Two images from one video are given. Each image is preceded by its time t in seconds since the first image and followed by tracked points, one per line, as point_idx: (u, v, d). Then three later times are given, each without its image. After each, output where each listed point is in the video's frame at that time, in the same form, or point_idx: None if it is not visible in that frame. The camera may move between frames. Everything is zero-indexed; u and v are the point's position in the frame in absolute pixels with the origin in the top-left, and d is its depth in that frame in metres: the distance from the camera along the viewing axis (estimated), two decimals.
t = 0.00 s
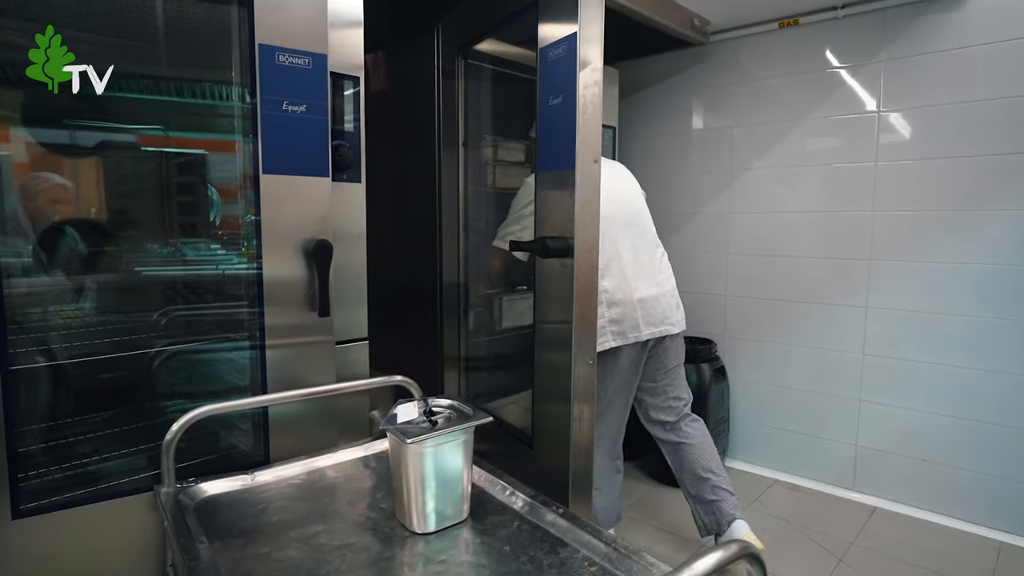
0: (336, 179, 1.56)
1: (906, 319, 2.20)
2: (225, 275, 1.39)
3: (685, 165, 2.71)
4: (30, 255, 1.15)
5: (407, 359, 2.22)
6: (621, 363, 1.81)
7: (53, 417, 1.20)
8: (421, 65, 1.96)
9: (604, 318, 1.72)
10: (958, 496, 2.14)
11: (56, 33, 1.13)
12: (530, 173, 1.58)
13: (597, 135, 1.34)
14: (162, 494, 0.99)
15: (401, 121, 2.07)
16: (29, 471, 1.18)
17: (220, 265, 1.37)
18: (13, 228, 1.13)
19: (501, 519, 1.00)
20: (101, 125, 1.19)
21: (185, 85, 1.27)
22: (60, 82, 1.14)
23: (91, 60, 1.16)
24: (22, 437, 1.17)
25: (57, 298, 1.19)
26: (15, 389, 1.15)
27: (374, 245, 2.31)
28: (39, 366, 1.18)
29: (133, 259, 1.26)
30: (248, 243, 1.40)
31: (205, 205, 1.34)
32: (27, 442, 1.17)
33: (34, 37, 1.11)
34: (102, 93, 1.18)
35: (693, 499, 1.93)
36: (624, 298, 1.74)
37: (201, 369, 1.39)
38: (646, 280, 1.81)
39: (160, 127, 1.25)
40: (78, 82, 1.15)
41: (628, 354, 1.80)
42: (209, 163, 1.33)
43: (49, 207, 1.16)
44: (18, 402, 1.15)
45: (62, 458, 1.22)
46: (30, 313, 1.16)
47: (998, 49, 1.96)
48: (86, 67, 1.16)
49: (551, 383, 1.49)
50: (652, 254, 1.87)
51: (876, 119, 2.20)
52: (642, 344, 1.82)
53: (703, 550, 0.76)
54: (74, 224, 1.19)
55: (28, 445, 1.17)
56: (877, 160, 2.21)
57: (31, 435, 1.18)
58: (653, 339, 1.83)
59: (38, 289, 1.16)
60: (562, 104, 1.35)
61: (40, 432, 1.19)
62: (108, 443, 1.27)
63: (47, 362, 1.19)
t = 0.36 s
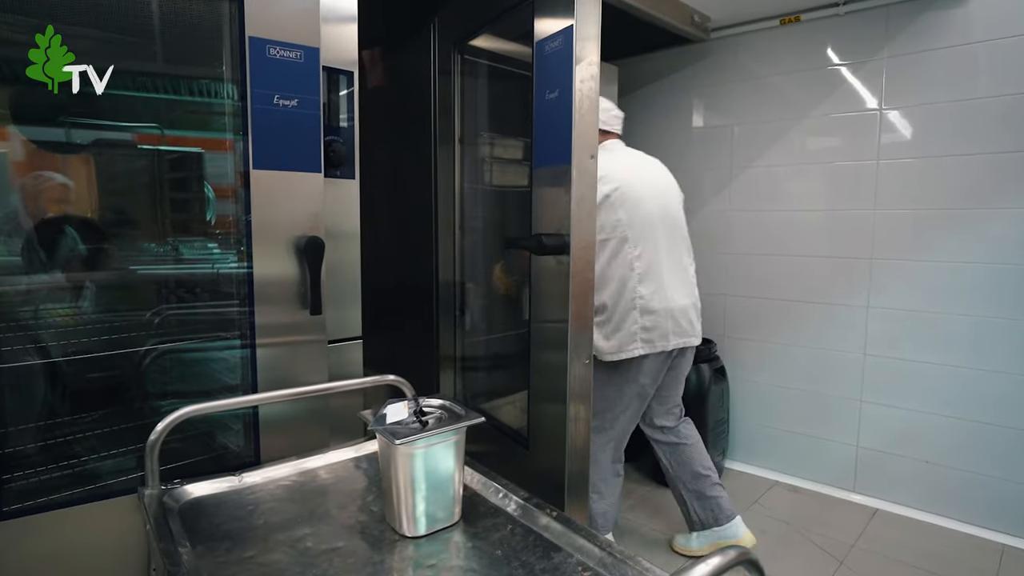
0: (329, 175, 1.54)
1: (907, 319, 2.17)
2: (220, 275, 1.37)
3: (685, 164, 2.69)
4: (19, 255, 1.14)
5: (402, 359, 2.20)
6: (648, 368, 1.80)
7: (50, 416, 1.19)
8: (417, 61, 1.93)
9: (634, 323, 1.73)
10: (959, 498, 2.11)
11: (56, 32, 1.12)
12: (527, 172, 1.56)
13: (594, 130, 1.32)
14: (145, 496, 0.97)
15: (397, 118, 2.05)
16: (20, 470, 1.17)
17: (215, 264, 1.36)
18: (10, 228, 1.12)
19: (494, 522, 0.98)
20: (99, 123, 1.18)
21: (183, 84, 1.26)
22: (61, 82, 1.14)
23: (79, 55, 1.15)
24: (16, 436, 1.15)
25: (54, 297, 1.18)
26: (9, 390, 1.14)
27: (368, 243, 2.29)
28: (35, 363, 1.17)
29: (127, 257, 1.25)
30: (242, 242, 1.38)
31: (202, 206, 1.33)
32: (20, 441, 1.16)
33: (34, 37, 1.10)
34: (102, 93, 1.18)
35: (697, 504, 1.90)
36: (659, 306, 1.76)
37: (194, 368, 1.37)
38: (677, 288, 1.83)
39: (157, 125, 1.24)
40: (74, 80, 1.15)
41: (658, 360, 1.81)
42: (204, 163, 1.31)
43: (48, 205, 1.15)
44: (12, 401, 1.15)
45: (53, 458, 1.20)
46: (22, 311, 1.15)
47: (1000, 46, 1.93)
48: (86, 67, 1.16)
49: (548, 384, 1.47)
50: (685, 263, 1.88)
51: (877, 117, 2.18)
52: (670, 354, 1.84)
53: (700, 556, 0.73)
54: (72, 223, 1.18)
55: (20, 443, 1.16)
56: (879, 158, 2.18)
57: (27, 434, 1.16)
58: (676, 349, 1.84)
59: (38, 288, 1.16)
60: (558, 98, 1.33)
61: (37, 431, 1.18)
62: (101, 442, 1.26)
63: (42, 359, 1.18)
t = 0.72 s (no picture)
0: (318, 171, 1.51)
1: (912, 318, 2.13)
2: (213, 275, 1.34)
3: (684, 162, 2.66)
4: (6, 255, 1.11)
5: (397, 360, 2.16)
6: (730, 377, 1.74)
7: (46, 417, 1.17)
8: (412, 57, 1.90)
9: (735, 329, 1.68)
10: (963, 500, 2.08)
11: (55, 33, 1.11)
12: (524, 169, 1.52)
13: (591, 124, 1.28)
14: (125, 502, 0.93)
15: (392, 115, 2.01)
16: (13, 471, 1.15)
17: (208, 264, 1.33)
18: (8, 228, 1.11)
19: (488, 528, 0.94)
20: (95, 123, 1.16)
21: (180, 83, 1.24)
22: (61, 82, 1.12)
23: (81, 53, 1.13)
24: (11, 436, 1.14)
25: (48, 297, 1.15)
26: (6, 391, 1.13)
27: (360, 242, 2.24)
28: (30, 363, 1.15)
29: (121, 257, 1.22)
30: (229, 239, 1.35)
31: (197, 206, 1.30)
32: (14, 442, 1.14)
33: (34, 38, 1.09)
34: (102, 93, 1.16)
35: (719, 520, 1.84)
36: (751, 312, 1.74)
37: (185, 369, 1.34)
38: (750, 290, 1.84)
39: (153, 125, 1.22)
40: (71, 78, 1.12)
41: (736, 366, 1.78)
42: (197, 162, 1.29)
43: (44, 206, 1.13)
44: (8, 402, 1.13)
45: (45, 459, 1.18)
46: (13, 310, 1.12)
47: (1005, 40, 1.90)
48: (86, 67, 1.14)
49: (545, 385, 1.43)
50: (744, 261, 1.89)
51: (881, 113, 2.14)
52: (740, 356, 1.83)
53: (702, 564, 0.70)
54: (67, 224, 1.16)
55: (14, 444, 1.14)
56: (882, 155, 2.15)
57: (24, 434, 1.15)
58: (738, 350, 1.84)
59: (38, 288, 1.14)
60: (555, 91, 1.29)
61: (33, 431, 1.16)
62: (95, 444, 1.23)
63: (38, 359, 1.16)
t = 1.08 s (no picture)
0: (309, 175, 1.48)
1: (914, 324, 2.11)
2: (207, 279, 1.32)
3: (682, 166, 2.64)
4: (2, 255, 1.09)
5: (392, 365, 2.13)
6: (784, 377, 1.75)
7: (39, 422, 1.15)
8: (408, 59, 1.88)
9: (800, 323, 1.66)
10: (962, 507, 2.06)
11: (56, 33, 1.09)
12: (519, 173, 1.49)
13: (585, 125, 1.26)
14: (105, 512, 0.90)
15: (388, 117, 1.99)
16: (6, 478, 1.12)
17: (202, 268, 1.31)
18: (6, 231, 1.09)
19: (478, 540, 0.92)
20: (89, 126, 1.14)
21: (175, 85, 1.23)
22: (60, 82, 1.10)
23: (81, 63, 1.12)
24: (5, 442, 1.11)
25: (44, 301, 1.13)
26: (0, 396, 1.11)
27: (354, 246, 2.22)
28: (25, 368, 1.13)
29: (116, 260, 1.21)
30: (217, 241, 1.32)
31: (189, 208, 1.28)
32: (8, 448, 1.12)
33: (34, 38, 1.07)
34: (102, 93, 1.15)
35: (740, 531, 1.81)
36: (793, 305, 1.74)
37: (176, 375, 1.32)
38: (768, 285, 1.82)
39: (150, 129, 1.21)
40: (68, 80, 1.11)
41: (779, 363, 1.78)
42: (188, 165, 1.27)
43: (45, 209, 1.12)
44: (5, 407, 1.12)
45: (39, 466, 1.15)
46: (6, 314, 1.10)
47: (1005, 43, 1.89)
48: (86, 67, 1.13)
49: (540, 392, 1.41)
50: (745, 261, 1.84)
51: (880, 117, 2.13)
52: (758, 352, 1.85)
53: None
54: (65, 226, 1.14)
55: (7, 450, 1.12)
56: (882, 159, 2.13)
57: (18, 439, 1.13)
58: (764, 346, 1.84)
59: (36, 292, 1.12)
60: (550, 92, 1.27)
61: (26, 437, 1.14)
62: (87, 450, 1.21)
63: (32, 364, 1.14)
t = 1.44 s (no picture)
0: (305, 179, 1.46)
1: (919, 329, 2.08)
2: (203, 285, 1.30)
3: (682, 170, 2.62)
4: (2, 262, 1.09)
5: (390, 372, 2.10)
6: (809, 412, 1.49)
7: (39, 428, 1.15)
8: (405, 62, 1.87)
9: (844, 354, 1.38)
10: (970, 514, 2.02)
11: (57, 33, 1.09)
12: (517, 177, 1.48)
13: (583, 127, 1.24)
14: (89, 524, 0.87)
15: (385, 121, 1.98)
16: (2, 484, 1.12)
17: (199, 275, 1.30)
18: (6, 237, 1.09)
19: (473, 553, 0.89)
20: (85, 131, 1.13)
21: (173, 91, 1.22)
22: (60, 82, 1.10)
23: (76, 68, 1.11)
24: (5, 448, 1.12)
25: (43, 307, 1.13)
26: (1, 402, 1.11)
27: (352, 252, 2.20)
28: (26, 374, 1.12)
29: (113, 266, 1.20)
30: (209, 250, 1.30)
31: (185, 213, 1.27)
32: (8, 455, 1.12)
33: (34, 38, 1.07)
34: (102, 93, 1.14)
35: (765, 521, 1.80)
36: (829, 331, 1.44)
37: (169, 383, 1.30)
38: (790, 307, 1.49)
39: (148, 135, 1.20)
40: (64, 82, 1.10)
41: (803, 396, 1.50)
42: (179, 171, 1.25)
43: (45, 216, 1.12)
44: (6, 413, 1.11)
45: (37, 472, 1.15)
46: None
47: (1007, 45, 1.87)
48: (86, 67, 1.12)
49: (539, 399, 1.38)
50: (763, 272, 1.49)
51: (882, 120, 2.11)
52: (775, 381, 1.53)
53: None
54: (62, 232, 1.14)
55: (8, 456, 1.12)
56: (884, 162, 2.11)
57: (20, 445, 1.13)
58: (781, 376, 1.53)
59: (34, 298, 1.12)
60: (547, 93, 1.26)
61: (28, 443, 1.14)
62: (84, 459, 1.20)
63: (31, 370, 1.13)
